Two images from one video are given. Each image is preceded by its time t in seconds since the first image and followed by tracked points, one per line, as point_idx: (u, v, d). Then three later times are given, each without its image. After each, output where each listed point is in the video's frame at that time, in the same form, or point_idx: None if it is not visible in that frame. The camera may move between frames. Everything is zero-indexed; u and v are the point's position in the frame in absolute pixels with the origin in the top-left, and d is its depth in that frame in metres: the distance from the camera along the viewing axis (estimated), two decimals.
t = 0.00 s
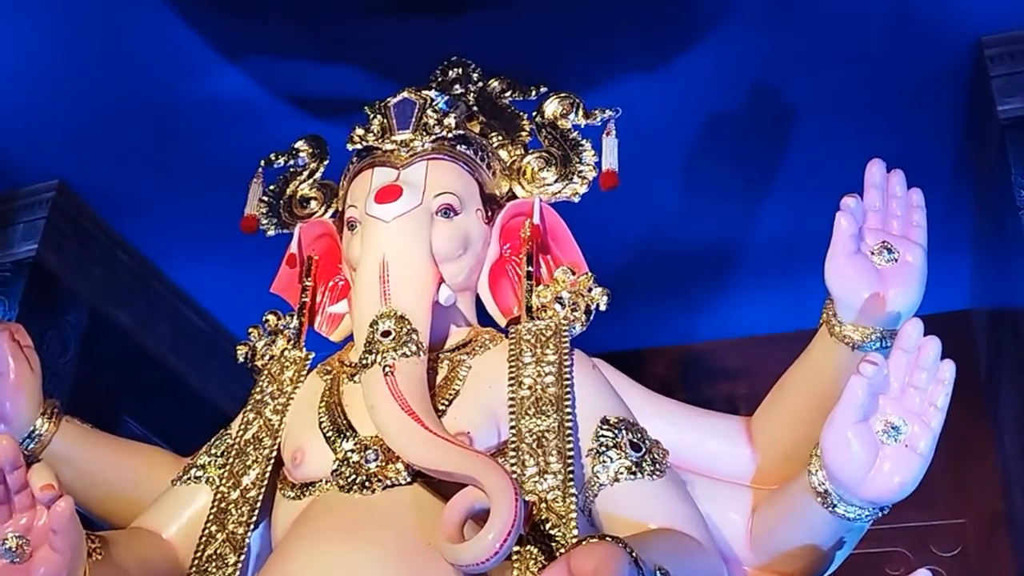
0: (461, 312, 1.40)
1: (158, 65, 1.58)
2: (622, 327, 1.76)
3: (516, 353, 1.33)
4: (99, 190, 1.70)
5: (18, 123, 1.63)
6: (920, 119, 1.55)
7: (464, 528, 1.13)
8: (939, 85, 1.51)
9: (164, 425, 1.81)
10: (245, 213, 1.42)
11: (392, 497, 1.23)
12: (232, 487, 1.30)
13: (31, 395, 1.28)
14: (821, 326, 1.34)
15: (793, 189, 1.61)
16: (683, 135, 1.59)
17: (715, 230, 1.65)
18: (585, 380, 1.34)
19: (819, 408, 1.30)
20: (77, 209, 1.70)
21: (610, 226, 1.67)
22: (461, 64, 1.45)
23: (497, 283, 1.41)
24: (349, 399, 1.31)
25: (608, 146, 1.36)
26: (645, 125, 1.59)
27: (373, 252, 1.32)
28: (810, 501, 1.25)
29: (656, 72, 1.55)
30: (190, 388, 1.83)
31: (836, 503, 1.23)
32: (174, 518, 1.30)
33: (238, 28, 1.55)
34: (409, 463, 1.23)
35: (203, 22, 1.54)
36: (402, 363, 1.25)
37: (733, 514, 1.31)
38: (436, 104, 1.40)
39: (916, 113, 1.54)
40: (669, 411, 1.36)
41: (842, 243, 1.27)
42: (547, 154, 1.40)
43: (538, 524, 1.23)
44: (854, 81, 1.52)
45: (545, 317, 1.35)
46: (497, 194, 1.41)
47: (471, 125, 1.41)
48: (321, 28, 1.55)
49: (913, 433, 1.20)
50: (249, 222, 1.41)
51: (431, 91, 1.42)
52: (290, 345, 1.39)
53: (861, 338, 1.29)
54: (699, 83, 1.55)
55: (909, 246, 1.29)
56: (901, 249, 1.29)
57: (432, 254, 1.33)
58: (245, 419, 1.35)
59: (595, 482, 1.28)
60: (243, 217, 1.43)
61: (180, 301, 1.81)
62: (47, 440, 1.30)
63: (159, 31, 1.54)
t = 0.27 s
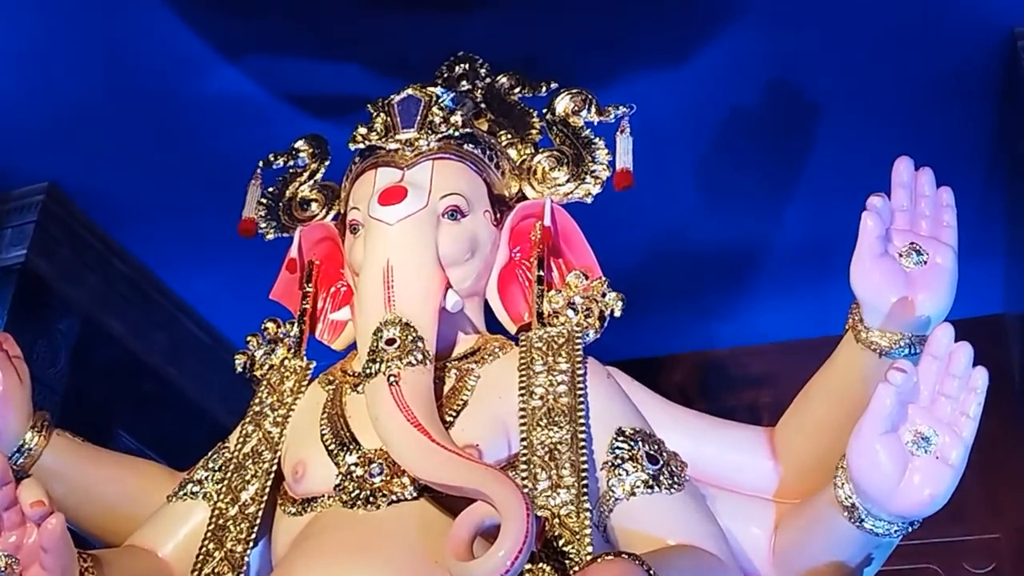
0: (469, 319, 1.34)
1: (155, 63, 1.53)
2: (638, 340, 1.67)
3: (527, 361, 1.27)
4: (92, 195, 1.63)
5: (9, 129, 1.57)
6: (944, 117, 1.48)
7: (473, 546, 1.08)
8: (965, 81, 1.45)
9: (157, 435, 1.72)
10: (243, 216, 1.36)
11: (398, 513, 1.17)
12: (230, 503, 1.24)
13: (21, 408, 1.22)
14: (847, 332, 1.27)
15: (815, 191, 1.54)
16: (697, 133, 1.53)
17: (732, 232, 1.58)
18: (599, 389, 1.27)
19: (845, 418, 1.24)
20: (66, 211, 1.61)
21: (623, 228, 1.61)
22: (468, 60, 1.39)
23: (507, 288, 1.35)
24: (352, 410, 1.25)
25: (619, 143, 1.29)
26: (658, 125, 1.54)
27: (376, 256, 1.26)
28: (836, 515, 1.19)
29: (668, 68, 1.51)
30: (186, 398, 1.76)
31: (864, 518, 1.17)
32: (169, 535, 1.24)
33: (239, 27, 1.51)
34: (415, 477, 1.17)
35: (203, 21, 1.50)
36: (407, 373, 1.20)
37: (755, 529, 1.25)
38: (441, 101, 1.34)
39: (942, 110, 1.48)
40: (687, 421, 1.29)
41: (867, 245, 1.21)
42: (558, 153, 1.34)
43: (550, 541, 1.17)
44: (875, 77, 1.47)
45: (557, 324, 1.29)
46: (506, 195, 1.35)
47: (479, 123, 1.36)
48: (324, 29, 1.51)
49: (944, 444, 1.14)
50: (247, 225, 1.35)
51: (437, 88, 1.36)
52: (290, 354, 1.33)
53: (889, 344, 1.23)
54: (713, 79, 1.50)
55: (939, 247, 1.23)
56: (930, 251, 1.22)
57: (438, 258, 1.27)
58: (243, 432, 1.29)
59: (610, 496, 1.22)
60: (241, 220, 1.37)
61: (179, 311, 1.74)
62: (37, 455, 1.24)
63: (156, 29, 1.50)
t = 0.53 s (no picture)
0: (475, 325, 1.29)
1: (151, 60, 1.48)
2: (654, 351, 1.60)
3: (536, 368, 1.22)
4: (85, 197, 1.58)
5: None
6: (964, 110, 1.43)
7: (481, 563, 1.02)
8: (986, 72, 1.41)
9: (155, 447, 1.67)
10: (239, 218, 1.30)
11: (401, 528, 1.12)
12: (226, 518, 1.18)
13: (9, 419, 1.17)
14: (869, 337, 1.22)
15: (833, 188, 1.48)
16: (709, 129, 1.49)
17: (746, 233, 1.52)
18: (611, 398, 1.22)
19: (868, 427, 1.19)
20: (55, 213, 1.55)
21: (633, 230, 1.56)
22: (474, 55, 1.34)
23: (514, 292, 1.29)
24: (354, 420, 1.20)
25: (631, 141, 1.24)
26: (668, 121, 1.49)
27: (378, 260, 1.21)
28: (860, 529, 1.14)
29: (679, 64, 1.47)
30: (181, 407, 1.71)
31: (890, 530, 1.12)
32: (163, 550, 1.19)
33: (236, 21, 1.47)
34: (420, 491, 1.11)
35: (199, 15, 1.46)
36: (410, 382, 1.15)
37: (774, 543, 1.20)
38: (446, 97, 1.29)
39: (964, 102, 1.42)
40: (704, 431, 1.24)
41: (891, 246, 1.15)
42: (568, 151, 1.29)
43: (561, 556, 1.11)
44: (890, 70, 1.43)
45: (567, 330, 1.24)
46: (514, 195, 1.30)
47: (484, 120, 1.31)
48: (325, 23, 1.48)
49: (973, 454, 1.08)
50: (244, 227, 1.30)
51: (440, 84, 1.30)
52: (288, 362, 1.28)
53: (914, 350, 1.18)
54: (725, 74, 1.46)
55: (965, 248, 1.18)
56: (957, 252, 1.17)
57: (443, 262, 1.22)
58: (240, 443, 1.24)
59: (623, 509, 1.17)
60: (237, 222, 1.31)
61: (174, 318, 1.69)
62: (26, 468, 1.19)
63: (151, 23, 1.46)
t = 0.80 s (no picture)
0: (481, 328, 1.26)
1: (152, 58, 1.47)
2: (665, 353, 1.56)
3: (543, 372, 1.19)
4: (84, 198, 1.56)
5: None
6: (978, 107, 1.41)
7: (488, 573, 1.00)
8: (999, 66, 1.38)
9: (152, 456, 1.67)
10: (240, 220, 1.28)
11: (406, 536, 1.09)
12: (227, 526, 1.16)
13: (4, 427, 1.16)
14: (884, 340, 1.19)
15: (844, 186, 1.46)
16: (719, 127, 1.46)
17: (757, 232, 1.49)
18: (620, 402, 1.19)
19: (884, 432, 1.16)
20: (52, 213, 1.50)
21: (641, 230, 1.53)
22: (479, 52, 1.32)
23: (521, 295, 1.27)
24: (358, 426, 1.17)
25: (640, 139, 1.22)
26: (676, 119, 1.47)
27: (382, 261, 1.19)
28: (875, 536, 1.11)
29: (688, 61, 1.45)
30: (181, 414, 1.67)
31: (905, 538, 1.09)
32: (163, 559, 1.16)
33: (236, 17, 1.45)
34: (425, 498, 1.09)
35: (198, 11, 1.44)
36: (415, 387, 1.12)
37: (787, 550, 1.17)
38: (451, 96, 1.27)
39: (978, 98, 1.40)
40: (715, 436, 1.22)
41: (906, 246, 1.13)
42: (575, 150, 1.27)
43: (569, 564, 1.09)
44: (900, 65, 1.41)
45: (575, 333, 1.21)
46: (521, 195, 1.27)
47: (490, 119, 1.28)
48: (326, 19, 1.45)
49: (990, 459, 1.06)
50: (245, 229, 1.28)
51: (445, 82, 1.28)
52: (290, 366, 1.25)
53: (931, 353, 1.15)
54: (735, 71, 1.44)
55: (982, 249, 1.15)
56: (973, 252, 1.14)
57: (448, 263, 1.19)
58: (242, 450, 1.21)
59: (633, 517, 1.14)
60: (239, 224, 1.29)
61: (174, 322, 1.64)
62: (23, 476, 1.17)
63: (150, 20, 1.44)
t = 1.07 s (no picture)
0: (488, 329, 1.25)
1: (155, 56, 1.46)
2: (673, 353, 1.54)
3: (550, 374, 1.18)
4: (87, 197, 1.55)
5: None
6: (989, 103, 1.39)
7: None
8: (1009, 62, 1.37)
9: (155, 458, 1.63)
10: (243, 220, 1.26)
11: (412, 539, 1.08)
12: (231, 529, 1.15)
13: (5, 427, 1.15)
14: (896, 340, 1.18)
15: (852, 186, 1.44)
16: (725, 125, 1.45)
17: (764, 233, 1.47)
18: (628, 404, 1.18)
19: (896, 434, 1.14)
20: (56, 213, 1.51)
21: (648, 229, 1.51)
22: (485, 51, 1.30)
23: (528, 295, 1.25)
24: (363, 428, 1.16)
25: (648, 138, 1.20)
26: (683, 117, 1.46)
27: (387, 261, 1.17)
28: (886, 539, 1.10)
29: (694, 60, 1.43)
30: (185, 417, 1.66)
31: (918, 541, 1.08)
32: (165, 563, 1.15)
33: (239, 15, 1.44)
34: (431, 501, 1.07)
35: (201, 9, 1.43)
36: (422, 388, 1.11)
37: (796, 554, 1.16)
38: (456, 94, 1.25)
39: (988, 97, 1.39)
40: (724, 438, 1.20)
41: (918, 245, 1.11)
42: (583, 148, 1.25)
43: (577, 568, 1.07)
44: (910, 61, 1.39)
45: (582, 334, 1.20)
46: (527, 195, 1.26)
47: (497, 117, 1.27)
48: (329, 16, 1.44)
49: (1004, 461, 1.04)
50: (248, 229, 1.26)
51: (451, 80, 1.27)
52: (295, 368, 1.23)
53: (943, 353, 1.13)
54: (741, 69, 1.43)
55: (996, 248, 1.13)
56: (986, 251, 1.13)
57: (454, 263, 1.18)
58: (245, 452, 1.20)
59: (641, 520, 1.13)
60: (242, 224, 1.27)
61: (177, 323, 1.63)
62: (24, 479, 1.16)
63: (152, 17, 1.43)
